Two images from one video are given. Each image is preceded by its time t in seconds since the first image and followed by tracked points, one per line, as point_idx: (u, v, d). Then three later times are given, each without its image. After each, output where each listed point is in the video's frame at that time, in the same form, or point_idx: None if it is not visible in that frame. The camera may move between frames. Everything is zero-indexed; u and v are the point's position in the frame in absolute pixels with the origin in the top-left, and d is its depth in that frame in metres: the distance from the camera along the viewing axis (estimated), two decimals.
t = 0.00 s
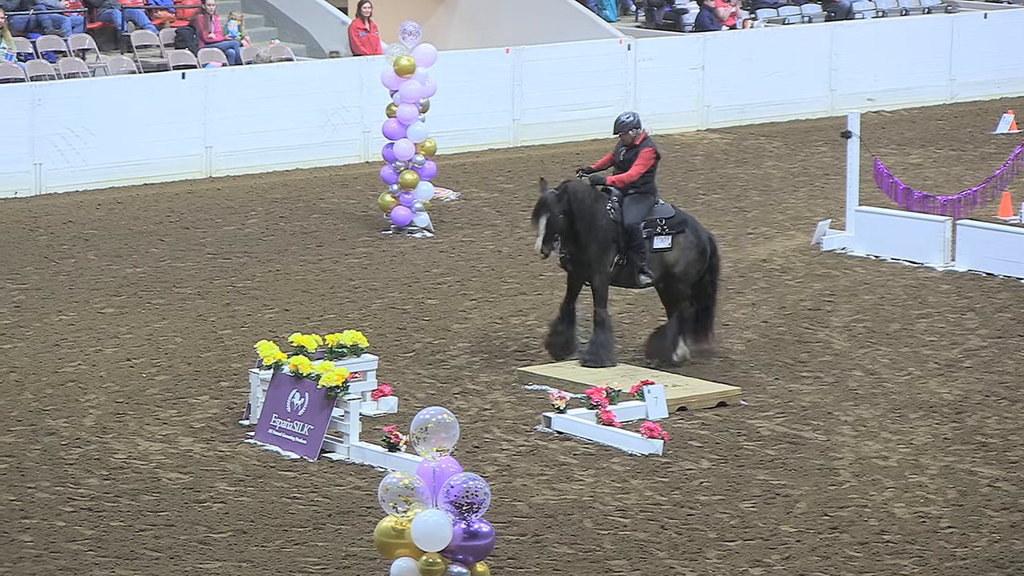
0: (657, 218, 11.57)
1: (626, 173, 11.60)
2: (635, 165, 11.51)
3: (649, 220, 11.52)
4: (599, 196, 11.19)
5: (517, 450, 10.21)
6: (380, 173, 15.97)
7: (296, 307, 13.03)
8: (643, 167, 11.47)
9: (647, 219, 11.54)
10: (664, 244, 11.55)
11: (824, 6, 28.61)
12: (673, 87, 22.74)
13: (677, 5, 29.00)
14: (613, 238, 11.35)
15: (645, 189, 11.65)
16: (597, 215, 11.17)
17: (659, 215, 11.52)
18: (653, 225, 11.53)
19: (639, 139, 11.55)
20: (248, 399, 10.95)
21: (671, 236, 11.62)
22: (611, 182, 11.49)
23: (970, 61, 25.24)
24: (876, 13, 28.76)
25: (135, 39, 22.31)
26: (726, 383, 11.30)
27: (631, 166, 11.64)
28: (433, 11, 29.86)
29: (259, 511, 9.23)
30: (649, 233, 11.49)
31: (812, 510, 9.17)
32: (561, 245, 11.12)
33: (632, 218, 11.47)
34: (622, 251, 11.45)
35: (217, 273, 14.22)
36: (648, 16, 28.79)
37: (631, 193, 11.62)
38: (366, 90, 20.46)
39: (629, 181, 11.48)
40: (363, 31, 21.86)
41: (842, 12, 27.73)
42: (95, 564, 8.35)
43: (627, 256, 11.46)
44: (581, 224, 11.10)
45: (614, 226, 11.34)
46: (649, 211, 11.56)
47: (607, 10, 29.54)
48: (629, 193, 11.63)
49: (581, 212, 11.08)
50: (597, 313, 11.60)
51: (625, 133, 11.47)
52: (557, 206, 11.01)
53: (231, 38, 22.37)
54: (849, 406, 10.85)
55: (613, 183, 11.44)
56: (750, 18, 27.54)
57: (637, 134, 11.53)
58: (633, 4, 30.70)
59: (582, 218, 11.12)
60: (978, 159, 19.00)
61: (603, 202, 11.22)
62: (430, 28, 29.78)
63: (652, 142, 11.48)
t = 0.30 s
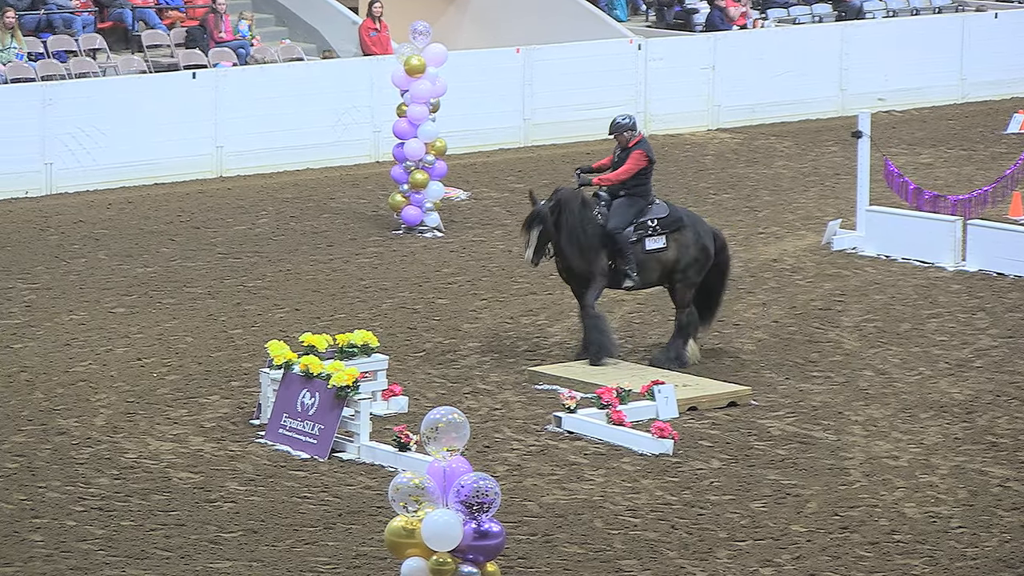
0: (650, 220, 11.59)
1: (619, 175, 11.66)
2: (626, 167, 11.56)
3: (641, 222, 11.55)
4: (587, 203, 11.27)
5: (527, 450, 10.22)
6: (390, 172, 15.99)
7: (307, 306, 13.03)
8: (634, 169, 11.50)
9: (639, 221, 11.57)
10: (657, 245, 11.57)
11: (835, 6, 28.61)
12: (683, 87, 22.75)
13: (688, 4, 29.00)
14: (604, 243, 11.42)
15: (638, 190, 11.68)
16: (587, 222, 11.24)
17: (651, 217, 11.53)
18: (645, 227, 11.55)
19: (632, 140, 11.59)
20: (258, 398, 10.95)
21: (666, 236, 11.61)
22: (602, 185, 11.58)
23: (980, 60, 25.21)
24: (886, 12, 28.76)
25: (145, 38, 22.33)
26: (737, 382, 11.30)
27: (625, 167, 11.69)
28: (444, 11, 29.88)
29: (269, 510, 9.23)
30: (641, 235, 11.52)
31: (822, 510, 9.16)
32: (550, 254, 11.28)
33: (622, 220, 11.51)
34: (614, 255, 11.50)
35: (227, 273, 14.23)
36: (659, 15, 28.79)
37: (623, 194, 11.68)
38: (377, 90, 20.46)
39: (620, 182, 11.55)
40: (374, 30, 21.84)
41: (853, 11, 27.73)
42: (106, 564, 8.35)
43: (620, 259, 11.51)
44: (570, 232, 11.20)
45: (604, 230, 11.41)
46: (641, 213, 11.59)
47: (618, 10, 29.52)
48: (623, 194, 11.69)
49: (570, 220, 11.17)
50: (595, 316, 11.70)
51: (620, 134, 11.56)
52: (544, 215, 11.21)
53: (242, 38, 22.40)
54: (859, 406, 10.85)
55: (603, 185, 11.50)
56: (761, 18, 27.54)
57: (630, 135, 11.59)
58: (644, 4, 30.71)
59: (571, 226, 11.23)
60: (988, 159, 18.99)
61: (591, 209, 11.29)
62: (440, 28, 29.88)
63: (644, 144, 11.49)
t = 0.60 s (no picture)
0: (643, 222, 11.61)
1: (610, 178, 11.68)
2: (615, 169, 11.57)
3: (634, 225, 11.59)
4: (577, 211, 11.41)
5: (541, 448, 10.22)
6: (404, 169, 15.99)
7: (321, 304, 13.04)
8: (622, 171, 11.50)
9: (633, 224, 11.61)
10: (651, 247, 11.57)
11: (849, 4, 28.62)
12: (697, 85, 22.75)
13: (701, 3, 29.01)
14: (597, 249, 11.55)
15: (631, 193, 11.70)
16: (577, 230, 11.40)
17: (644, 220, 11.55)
18: (638, 229, 11.58)
19: (619, 141, 11.57)
20: (272, 396, 10.96)
21: (661, 237, 11.60)
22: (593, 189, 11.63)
23: (994, 59, 25.10)
24: (901, 11, 28.77)
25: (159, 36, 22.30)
26: (750, 381, 11.30)
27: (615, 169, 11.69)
28: (457, 9, 29.89)
29: (283, 508, 9.23)
30: (634, 237, 11.56)
31: (836, 509, 9.16)
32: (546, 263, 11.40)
33: (614, 225, 11.61)
34: (609, 259, 11.61)
35: (241, 271, 14.24)
36: (673, 14, 28.81)
37: (617, 197, 11.72)
38: (391, 89, 20.44)
39: (609, 186, 11.54)
40: (388, 29, 21.84)
41: (867, 10, 27.74)
42: (120, 561, 8.37)
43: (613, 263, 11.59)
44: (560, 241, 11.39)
45: (596, 236, 11.52)
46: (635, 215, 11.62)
47: (632, 8, 29.50)
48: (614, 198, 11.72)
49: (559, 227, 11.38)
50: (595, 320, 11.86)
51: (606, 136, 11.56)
52: (541, 235, 11.32)
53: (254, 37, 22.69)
54: (873, 404, 10.85)
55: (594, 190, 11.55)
56: (775, 16, 27.57)
57: (616, 137, 11.58)
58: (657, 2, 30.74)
59: (562, 234, 11.41)
60: (1002, 157, 18.99)
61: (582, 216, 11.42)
62: (454, 26, 29.80)
63: (630, 145, 11.47)
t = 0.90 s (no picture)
0: (633, 217, 11.64)
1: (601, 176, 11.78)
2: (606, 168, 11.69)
3: (624, 221, 11.64)
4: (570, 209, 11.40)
5: (552, 447, 10.22)
6: (415, 168, 15.97)
7: (331, 303, 13.04)
8: (615, 169, 11.62)
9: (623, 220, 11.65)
10: (641, 243, 11.57)
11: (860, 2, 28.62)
12: (707, 83, 22.74)
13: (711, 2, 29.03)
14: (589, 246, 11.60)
15: (621, 190, 11.77)
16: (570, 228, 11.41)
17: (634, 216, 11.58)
18: (628, 225, 11.62)
19: (607, 140, 11.69)
20: (283, 394, 10.96)
21: (652, 232, 11.62)
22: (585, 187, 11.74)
23: (1004, 58, 25.12)
24: (912, 9, 28.77)
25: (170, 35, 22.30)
26: (760, 380, 11.30)
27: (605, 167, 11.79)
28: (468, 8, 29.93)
29: (294, 507, 9.23)
30: (624, 233, 11.60)
31: (847, 507, 9.16)
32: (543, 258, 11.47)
33: (603, 222, 11.72)
34: (598, 255, 11.68)
35: (252, 269, 14.25)
36: (684, 12, 28.82)
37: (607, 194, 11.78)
38: (401, 87, 20.47)
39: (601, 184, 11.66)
40: (399, 28, 21.87)
41: (878, 8, 27.76)
42: (132, 560, 8.37)
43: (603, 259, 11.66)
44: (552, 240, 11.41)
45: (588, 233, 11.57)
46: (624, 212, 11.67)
47: (643, 6, 29.48)
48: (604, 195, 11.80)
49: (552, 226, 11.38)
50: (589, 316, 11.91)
51: (595, 134, 11.68)
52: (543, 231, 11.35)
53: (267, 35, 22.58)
54: (885, 403, 10.84)
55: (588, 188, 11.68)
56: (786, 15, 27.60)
57: (604, 135, 11.70)
58: None
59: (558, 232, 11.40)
60: (1013, 156, 19.00)
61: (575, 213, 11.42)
62: (464, 24, 29.95)
63: (618, 143, 11.61)
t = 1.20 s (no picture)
0: (620, 213, 11.67)
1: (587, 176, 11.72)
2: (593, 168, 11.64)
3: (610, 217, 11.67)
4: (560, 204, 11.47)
5: (557, 446, 10.22)
6: (420, 168, 15.98)
7: (337, 302, 13.05)
8: (605, 169, 11.57)
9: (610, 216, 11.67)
10: (627, 238, 11.67)
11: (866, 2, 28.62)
12: (713, 83, 22.74)
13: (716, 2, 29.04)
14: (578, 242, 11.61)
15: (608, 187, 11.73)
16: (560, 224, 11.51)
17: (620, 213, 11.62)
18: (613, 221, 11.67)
19: (592, 140, 11.61)
20: (288, 394, 10.96)
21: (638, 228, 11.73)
22: (575, 186, 11.65)
23: (1009, 57, 25.13)
24: (917, 9, 28.77)
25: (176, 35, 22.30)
26: (764, 379, 11.30)
27: (590, 167, 11.73)
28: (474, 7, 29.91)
29: (299, 506, 9.23)
30: (611, 229, 11.65)
31: (852, 507, 9.16)
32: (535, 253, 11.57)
33: (595, 218, 11.60)
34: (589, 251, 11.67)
35: (257, 268, 14.26)
36: (689, 12, 28.82)
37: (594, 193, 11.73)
38: (406, 87, 20.48)
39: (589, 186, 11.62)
40: (405, 27, 21.88)
41: (883, 8, 27.77)
42: (136, 559, 8.37)
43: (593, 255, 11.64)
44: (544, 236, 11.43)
45: (577, 230, 11.56)
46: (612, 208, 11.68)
47: (648, 6, 29.46)
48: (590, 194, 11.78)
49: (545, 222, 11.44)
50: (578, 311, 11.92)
51: (578, 137, 11.56)
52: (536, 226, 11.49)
53: (272, 35, 22.59)
54: (889, 403, 10.85)
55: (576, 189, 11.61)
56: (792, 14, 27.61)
57: (588, 136, 11.59)
58: None
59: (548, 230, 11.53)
60: (1019, 156, 19.00)
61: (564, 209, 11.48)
62: (470, 23, 29.88)
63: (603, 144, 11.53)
